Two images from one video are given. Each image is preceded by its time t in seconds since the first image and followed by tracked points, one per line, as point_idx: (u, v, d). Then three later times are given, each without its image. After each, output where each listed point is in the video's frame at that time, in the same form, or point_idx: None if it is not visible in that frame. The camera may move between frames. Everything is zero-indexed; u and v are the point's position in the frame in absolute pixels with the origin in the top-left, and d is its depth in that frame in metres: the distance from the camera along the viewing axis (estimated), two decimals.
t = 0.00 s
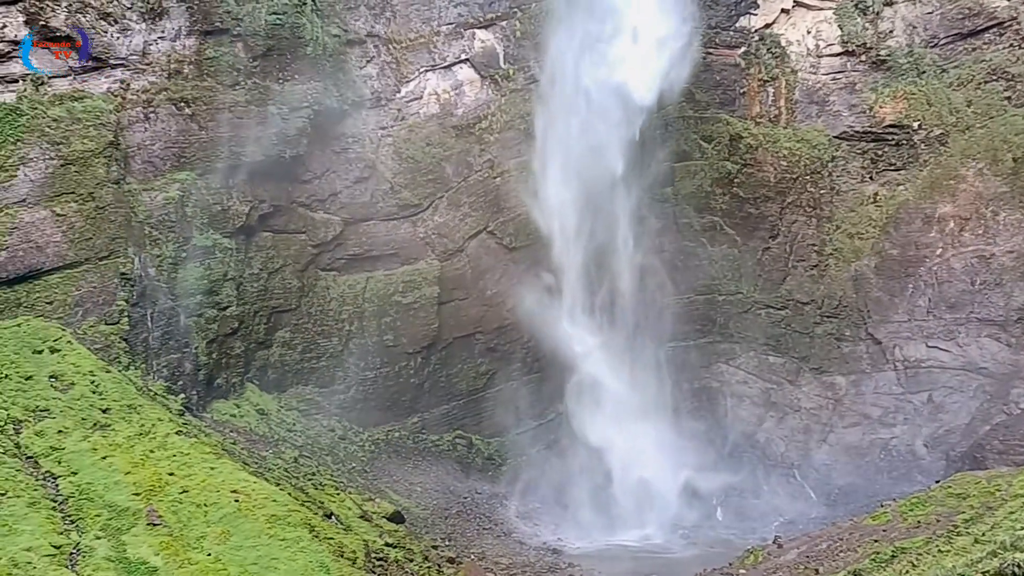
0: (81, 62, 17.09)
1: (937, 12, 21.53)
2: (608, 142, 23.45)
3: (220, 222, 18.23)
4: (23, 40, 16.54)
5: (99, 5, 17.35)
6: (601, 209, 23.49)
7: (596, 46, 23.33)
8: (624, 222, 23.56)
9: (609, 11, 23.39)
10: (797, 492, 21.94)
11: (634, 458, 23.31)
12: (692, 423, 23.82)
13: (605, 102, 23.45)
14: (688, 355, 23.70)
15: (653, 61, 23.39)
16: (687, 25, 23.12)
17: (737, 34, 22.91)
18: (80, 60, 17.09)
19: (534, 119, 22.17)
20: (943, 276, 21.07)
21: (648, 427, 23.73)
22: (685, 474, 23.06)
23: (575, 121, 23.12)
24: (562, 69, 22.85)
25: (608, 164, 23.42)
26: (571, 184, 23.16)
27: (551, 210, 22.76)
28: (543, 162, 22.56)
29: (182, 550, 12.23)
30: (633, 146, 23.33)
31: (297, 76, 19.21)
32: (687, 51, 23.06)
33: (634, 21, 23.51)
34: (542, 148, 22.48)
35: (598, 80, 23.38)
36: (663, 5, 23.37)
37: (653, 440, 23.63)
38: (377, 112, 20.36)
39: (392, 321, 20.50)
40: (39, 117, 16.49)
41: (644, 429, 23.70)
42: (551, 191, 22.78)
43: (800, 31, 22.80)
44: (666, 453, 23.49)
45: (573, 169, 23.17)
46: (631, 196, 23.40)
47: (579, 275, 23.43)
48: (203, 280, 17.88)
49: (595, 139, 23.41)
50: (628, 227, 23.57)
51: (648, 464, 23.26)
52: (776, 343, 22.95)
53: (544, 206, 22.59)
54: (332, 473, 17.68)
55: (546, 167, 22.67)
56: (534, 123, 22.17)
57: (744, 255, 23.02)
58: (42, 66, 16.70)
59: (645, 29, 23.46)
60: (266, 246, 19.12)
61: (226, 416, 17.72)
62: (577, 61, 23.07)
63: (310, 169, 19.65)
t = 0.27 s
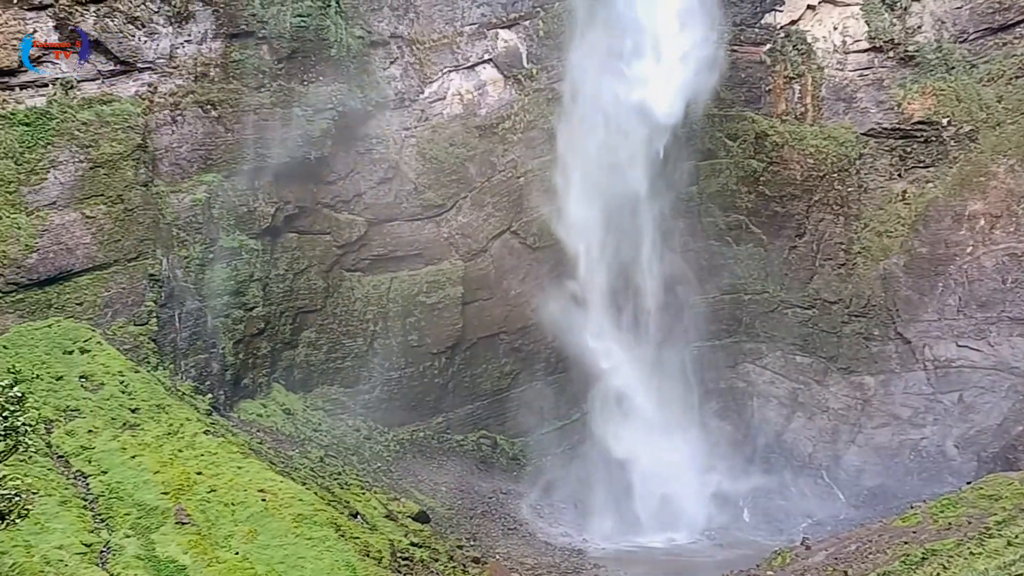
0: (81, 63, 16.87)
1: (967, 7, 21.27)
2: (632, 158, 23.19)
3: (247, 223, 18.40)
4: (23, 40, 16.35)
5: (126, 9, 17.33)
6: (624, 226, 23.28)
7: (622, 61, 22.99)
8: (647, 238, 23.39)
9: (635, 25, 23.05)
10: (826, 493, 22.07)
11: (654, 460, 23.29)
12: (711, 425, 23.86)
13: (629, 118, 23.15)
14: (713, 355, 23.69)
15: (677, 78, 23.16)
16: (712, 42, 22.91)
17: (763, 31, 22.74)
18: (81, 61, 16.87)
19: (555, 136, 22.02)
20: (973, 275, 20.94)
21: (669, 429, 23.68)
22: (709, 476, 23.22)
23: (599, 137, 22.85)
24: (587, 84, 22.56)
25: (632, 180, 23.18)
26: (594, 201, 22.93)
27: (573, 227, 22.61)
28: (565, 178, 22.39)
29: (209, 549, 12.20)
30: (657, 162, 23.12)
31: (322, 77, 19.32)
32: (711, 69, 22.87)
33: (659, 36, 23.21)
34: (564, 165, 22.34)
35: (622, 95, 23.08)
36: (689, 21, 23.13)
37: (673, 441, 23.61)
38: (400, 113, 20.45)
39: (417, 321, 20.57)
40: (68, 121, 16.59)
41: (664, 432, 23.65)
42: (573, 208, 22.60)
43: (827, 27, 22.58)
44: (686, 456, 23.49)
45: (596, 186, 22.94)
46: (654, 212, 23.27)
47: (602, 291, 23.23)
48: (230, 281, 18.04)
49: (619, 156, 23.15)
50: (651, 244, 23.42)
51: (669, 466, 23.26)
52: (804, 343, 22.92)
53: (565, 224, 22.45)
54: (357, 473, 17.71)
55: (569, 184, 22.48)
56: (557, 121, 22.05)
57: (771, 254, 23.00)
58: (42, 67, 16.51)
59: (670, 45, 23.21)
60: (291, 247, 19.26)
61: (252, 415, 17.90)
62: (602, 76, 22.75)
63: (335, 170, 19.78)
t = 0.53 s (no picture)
0: (81, 63, 16.73)
1: (997, 3, 21.13)
2: (656, 175, 23.18)
3: (274, 226, 18.53)
4: (23, 40, 16.18)
5: (155, 15, 17.44)
6: (649, 243, 23.25)
7: (645, 79, 23.01)
8: (671, 255, 23.38)
9: (659, 44, 23.08)
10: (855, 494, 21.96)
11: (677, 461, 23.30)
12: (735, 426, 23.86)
13: (654, 137, 23.16)
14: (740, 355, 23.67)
15: (700, 91, 23.22)
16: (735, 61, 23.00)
17: (789, 29, 22.72)
18: (81, 60, 16.73)
19: (580, 153, 22.05)
20: (1007, 275, 20.68)
21: (693, 430, 23.70)
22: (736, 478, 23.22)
23: (623, 154, 22.85)
24: (611, 102, 22.56)
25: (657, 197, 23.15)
26: (619, 218, 22.91)
27: (598, 245, 22.63)
28: (590, 196, 22.40)
29: (238, 548, 12.10)
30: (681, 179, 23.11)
31: (347, 80, 19.45)
32: (734, 87, 22.95)
33: (682, 55, 23.28)
34: (588, 182, 22.36)
35: (647, 113, 23.08)
36: (711, 39, 23.20)
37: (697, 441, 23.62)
38: (425, 115, 20.49)
39: (442, 322, 20.63)
40: (99, 125, 16.70)
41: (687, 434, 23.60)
42: (598, 226, 22.60)
43: (854, 24, 22.30)
44: (708, 457, 23.54)
45: (621, 203, 22.91)
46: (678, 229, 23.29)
47: (628, 308, 23.18)
48: (258, 283, 18.20)
49: (644, 173, 23.15)
50: (676, 256, 23.41)
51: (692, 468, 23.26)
52: (833, 344, 22.79)
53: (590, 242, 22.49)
54: (384, 474, 17.76)
55: (593, 202, 22.48)
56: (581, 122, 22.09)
57: (798, 254, 23.00)
58: (41, 66, 16.34)
59: (692, 64, 23.27)
60: (318, 249, 19.40)
61: (280, 416, 18.04)
62: (626, 94, 22.76)
63: (360, 172, 19.89)
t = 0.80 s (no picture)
0: (81, 62, 16.70)
1: None
2: (681, 190, 23.08)
3: (301, 227, 18.65)
4: (23, 41, 16.30)
5: (183, 18, 17.63)
6: (674, 257, 23.14)
7: (669, 95, 22.96)
8: (698, 267, 23.21)
9: (681, 59, 23.03)
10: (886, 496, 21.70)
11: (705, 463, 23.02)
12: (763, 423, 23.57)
13: (677, 152, 23.10)
14: (770, 355, 23.35)
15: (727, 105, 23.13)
16: (760, 73, 22.87)
17: (817, 25, 22.61)
18: (81, 60, 16.70)
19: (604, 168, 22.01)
20: None
21: (723, 432, 23.41)
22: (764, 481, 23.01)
23: (647, 170, 22.80)
24: (634, 117, 22.54)
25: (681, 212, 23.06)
26: (643, 233, 22.84)
27: (623, 260, 22.56)
28: (614, 212, 22.35)
29: (266, 545, 11.89)
30: (707, 193, 22.98)
31: (373, 81, 19.54)
32: (760, 100, 22.81)
33: (705, 69, 23.20)
34: (612, 197, 22.31)
35: (670, 129, 23.02)
36: (735, 53, 23.09)
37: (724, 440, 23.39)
38: (450, 115, 20.57)
39: (467, 322, 20.68)
40: (128, 127, 16.84)
41: (714, 433, 23.34)
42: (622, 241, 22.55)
43: (883, 20, 22.33)
44: (735, 456, 23.31)
45: (646, 218, 22.84)
46: (705, 243, 23.17)
47: (655, 322, 23.07)
48: (284, 283, 18.32)
49: (668, 189, 23.08)
50: (703, 268, 23.20)
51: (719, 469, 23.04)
52: (864, 343, 22.50)
53: (614, 257, 22.44)
54: (410, 473, 17.72)
55: (618, 217, 22.43)
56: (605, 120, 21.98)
57: (827, 252, 22.74)
58: (42, 66, 16.37)
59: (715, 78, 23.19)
60: (344, 249, 19.52)
61: (307, 415, 18.06)
62: (649, 110, 22.73)
63: (385, 172, 19.96)
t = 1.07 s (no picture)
0: (81, 62, 16.64)
1: None
2: (704, 208, 23.32)
3: (328, 227, 18.81)
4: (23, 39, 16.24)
5: (212, 22, 17.81)
6: (698, 275, 23.39)
7: (693, 111, 23.22)
8: (723, 279, 23.41)
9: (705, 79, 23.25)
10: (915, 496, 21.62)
11: (731, 462, 23.36)
12: (791, 423, 23.75)
13: (701, 171, 23.33)
14: (796, 355, 23.36)
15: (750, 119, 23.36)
16: (784, 92, 23.06)
17: (844, 22, 22.51)
18: (81, 59, 16.64)
19: (630, 187, 22.21)
20: None
21: (747, 434, 23.65)
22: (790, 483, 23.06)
23: (671, 189, 23.03)
24: (659, 136, 22.73)
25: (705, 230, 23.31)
26: (668, 250, 23.05)
27: (648, 278, 22.80)
28: (639, 230, 22.57)
29: (295, 544, 12.00)
30: (730, 211, 23.23)
31: (397, 83, 19.65)
32: (783, 119, 23.00)
33: (728, 88, 23.42)
34: (637, 216, 22.53)
35: (694, 148, 23.25)
36: (759, 73, 23.31)
37: (751, 440, 23.64)
38: (474, 116, 20.63)
39: (492, 322, 20.78)
40: (158, 131, 17.03)
41: (741, 432, 23.63)
42: (647, 259, 22.80)
43: (911, 15, 22.12)
44: (762, 458, 23.50)
45: (671, 236, 23.06)
46: (730, 255, 23.36)
47: (681, 333, 23.25)
48: (312, 283, 18.48)
49: (691, 207, 23.31)
50: (728, 280, 23.39)
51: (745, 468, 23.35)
52: (891, 343, 22.51)
53: (640, 275, 22.66)
54: (435, 472, 17.71)
55: (643, 235, 22.65)
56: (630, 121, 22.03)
57: (854, 250, 22.66)
58: (42, 66, 16.38)
59: (739, 97, 23.41)
60: (370, 250, 19.66)
61: (334, 414, 18.17)
62: (674, 129, 22.93)
63: (411, 173, 20.07)
